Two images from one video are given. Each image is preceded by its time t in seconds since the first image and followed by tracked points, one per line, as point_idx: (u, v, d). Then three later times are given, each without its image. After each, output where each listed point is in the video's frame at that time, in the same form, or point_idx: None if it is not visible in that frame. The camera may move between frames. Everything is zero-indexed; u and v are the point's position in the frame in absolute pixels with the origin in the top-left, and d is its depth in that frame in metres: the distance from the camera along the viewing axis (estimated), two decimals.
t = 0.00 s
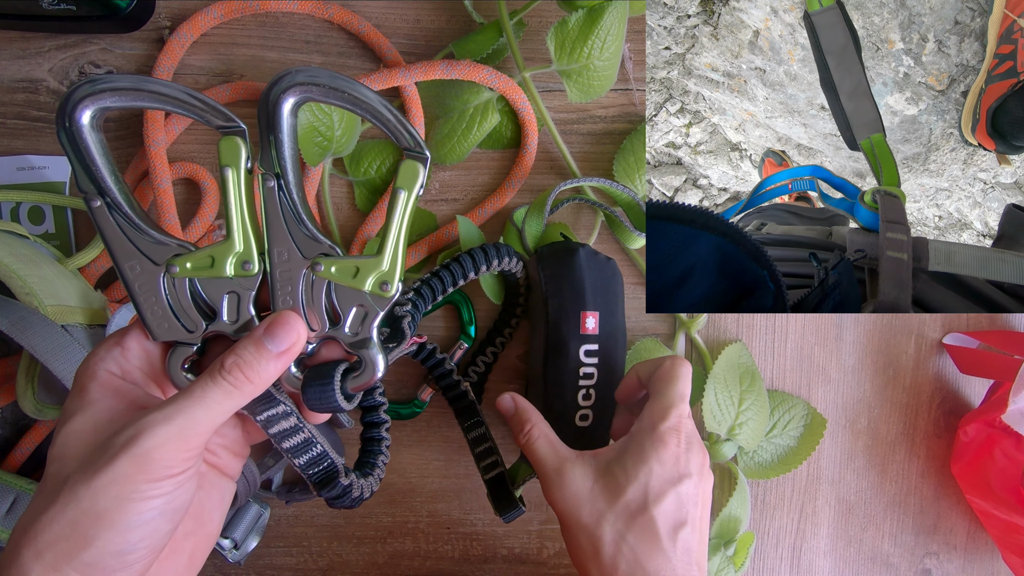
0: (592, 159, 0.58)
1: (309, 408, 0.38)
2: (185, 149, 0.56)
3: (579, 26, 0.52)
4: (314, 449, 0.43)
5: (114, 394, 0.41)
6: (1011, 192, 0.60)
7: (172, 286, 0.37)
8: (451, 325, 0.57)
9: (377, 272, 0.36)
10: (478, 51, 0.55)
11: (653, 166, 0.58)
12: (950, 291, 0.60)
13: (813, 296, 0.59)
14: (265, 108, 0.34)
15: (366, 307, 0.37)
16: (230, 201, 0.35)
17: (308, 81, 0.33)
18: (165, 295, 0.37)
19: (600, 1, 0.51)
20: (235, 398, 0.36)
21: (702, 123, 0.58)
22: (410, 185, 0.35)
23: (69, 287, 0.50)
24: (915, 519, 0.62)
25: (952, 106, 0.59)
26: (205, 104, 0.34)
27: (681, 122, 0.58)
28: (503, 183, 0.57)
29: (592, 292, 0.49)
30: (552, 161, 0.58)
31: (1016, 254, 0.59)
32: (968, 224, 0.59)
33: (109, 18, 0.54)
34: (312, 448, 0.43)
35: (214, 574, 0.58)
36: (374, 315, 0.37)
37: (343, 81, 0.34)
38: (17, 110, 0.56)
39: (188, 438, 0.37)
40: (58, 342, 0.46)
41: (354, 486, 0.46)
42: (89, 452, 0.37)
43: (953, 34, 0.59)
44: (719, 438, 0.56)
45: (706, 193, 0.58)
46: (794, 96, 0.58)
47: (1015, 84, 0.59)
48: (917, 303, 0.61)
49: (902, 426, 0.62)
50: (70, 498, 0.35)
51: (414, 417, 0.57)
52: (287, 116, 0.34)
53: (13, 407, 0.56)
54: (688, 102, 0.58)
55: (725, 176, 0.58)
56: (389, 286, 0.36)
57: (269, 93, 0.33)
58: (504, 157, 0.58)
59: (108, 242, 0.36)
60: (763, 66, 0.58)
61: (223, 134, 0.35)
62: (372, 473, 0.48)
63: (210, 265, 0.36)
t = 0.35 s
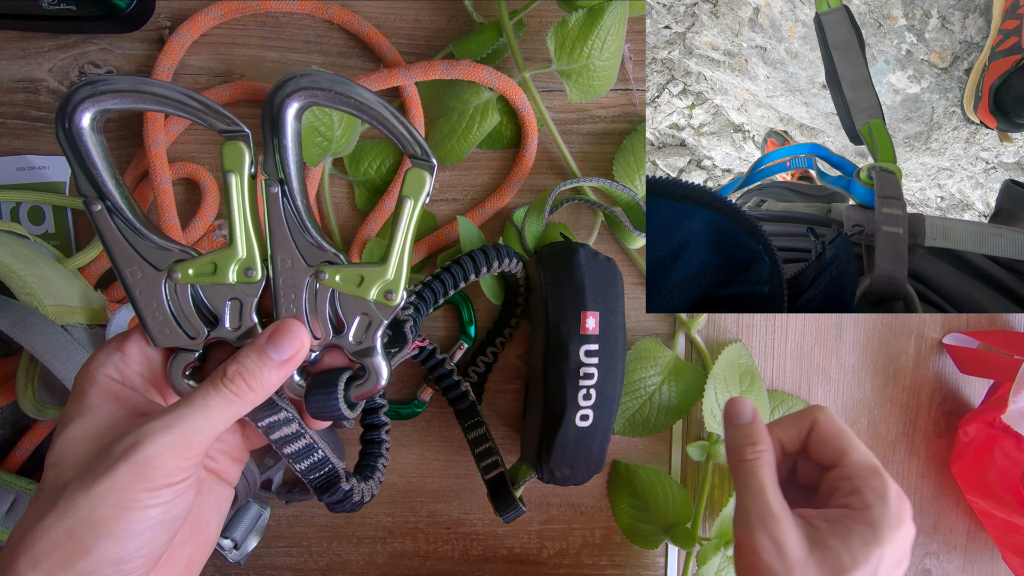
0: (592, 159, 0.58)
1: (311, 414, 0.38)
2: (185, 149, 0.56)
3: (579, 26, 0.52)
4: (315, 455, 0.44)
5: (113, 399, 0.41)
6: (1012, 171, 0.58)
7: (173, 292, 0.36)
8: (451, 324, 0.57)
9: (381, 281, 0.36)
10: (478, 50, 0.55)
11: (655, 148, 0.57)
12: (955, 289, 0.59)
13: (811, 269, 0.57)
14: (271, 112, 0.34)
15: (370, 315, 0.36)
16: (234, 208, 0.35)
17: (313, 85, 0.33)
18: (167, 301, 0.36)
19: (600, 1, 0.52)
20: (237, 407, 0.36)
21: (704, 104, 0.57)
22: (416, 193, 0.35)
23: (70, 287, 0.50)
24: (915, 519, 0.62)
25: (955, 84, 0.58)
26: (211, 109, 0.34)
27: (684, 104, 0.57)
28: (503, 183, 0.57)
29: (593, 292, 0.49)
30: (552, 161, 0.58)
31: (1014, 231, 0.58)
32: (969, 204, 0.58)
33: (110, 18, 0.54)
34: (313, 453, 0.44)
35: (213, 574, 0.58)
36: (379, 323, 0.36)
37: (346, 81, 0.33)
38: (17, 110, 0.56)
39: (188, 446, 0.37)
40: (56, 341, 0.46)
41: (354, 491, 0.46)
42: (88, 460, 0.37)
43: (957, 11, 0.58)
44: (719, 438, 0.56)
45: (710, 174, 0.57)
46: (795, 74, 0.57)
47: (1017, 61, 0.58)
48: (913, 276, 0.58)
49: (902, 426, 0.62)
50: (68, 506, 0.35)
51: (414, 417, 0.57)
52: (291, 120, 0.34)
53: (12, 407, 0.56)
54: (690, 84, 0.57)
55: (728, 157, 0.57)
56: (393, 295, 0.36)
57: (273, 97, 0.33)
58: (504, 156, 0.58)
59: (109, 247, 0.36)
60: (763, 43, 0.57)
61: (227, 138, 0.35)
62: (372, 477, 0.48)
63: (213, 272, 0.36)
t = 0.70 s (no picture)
0: (592, 159, 0.58)
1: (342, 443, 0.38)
2: (185, 149, 0.56)
3: (579, 26, 0.52)
4: (340, 479, 0.43)
5: (142, 429, 0.42)
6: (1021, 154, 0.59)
7: (203, 320, 0.37)
8: (451, 325, 0.57)
9: (414, 315, 0.36)
10: (478, 50, 0.55)
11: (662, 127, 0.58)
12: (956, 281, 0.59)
13: (832, 261, 0.58)
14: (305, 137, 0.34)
15: (402, 348, 0.37)
16: (266, 238, 0.35)
17: (353, 114, 0.33)
18: (196, 331, 0.37)
19: (600, 1, 0.52)
20: (268, 442, 0.37)
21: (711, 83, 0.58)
22: (453, 228, 0.36)
23: (70, 288, 0.50)
24: (915, 519, 0.62)
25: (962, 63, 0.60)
26: (238, 133, 0.34)
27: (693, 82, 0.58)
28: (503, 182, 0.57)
29: (593, 292, 0.49)
30: (552, 162, 0.58)
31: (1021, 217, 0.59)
32: (978, 183, 0.59)
33: (110, 19, 0.54)
34: (338, 477, 0.43)
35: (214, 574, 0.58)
36: (410, 357, 0.37)
37: (383, 111, 0.34)
38: (17, 110, 0.57)
39: (220, 482, 0.37)
40: (56, 342, 0.46)
41: (378, 512, 0.46)
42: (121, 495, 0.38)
43: None
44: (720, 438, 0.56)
45: (717, 153, 0.58)
46: (803, 48, 0.58)
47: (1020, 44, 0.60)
48: (951, 272, 0.59)
49: (902, 426, 0.62)
50: (100, 546, 0.35)
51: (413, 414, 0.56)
52: (326, 147, 0.34)
53: (12, 407, 0.56)
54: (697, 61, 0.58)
55: (736, 137, 0.58)
56: (427, 328, 0.37)
57: (309, 125, 0.34)
58: (504, 156, 0.58)
59: (138, 274, 0.36)
60: (771, 17, 0.58)
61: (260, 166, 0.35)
62: (391, 493, 0.47)
63: (244, 301, 0.36)
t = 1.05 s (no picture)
0: (592, 159, 0.58)
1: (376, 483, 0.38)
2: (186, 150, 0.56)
3: (579, 26, 0.52)
4: (365, 509, 0.42)
5: (172, 468, 0.42)
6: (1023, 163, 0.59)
7: (236, 358, 0.36)
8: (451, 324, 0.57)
9: (455, 360, 0.36)
10: (478, 51, 0.56)
11: (670, 136, 0.58)
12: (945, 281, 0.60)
13: (822, 263, 0.58)
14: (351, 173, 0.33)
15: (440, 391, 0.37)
16: (306, 277, 0.34)
17: (404, 156, 0.33)
18: (230, 367, 0.36)
19: (600, 1, 0.52)
20: (305, 485, 0.36)
21: (717, 94, 0.58)
22: (499, 274, 0.35)
23: (69, 286, 0.50)
24: (915, 518, 0.62)
25: (967, 71, 0.59)
26: (277, 165, 0.33)
27: (697, 93, 0.58)
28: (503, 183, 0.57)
29: (593, 291, 0.49)
30: (552, 162, 0.58)
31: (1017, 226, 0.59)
32: (984, 194, 0.59)
33: (110, 18, 0.54)
34: (364, 507, 0.42)
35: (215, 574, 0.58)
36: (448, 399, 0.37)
37: (437, 154, 0.34)
38: (17, 110, 0.57)
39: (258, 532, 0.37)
40: (56, 341, 0.46)
41: (400, 536, 0.44)
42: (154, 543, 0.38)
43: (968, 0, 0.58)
44: (720, 438, 0.56)
45: (724, 163, 0.58)
46: (804, 63, 0.58)
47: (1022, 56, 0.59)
48: (927, 272, 0.59)
49: (902, 426, 0.62)
50: None
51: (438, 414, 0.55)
52: (373, 188, 0.34)
53: (12, 407, 0.56)
54: (702, 73, 0.58)
55: (742, 147, 0.58)
56: (467, 373, 0.36)
57: (357, 162, 0.33)
58: (504, 156, 0.58)
59: (170, 308, 0.35)
60: (774, 31, 0.58)
61: (302, 203, 0.34)
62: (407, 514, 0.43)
63: (280, 340, 0.35)
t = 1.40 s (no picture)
0: (592, 159, 0.58)
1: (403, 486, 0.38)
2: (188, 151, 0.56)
3: (579, 26, 0.52)
4: (382, 507, 0.42)
5: (200, 463, 0.42)
6: None
7: (267, 355, 0.36)
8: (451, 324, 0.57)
9: (483, 364, 0.35)
10: (477, 51, 0.55)
11: (670, 158, 0.58)
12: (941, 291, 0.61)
13: (824, 284, 0.59)
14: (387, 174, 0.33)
15: (467, 394, 0.36)
16: (341, 275, 0.34)
17: (442, 161, 0.32)
18: (260, 364, 0.36)
19: (601, 1, 0.51)
20: (334, 484, 0.37)
21: (717, 116, 0.58)
22: (530, 280, 0.35)
23: (69, 286, 0.50)
24: (914, 518, 0.62)
25: (966, 96, 0.60)
26: (317, 167, 0.33)
27: (697, 115, 0.58)
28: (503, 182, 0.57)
29: (593, 291, 0.49)
30: (552, 161, 0.58)
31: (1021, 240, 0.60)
32: (987, 214, 0.60)
33: (110, 18, 0.54)
34: (381, 506, 0.42)
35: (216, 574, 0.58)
36: (474, 402, 0.37)
37: (473, 158, 0.33)
38: (17, 110, 0.57)
39: (285, 528, 0.38)
40: (56, 341, 0.46)
41: (416, 535, 0.44)
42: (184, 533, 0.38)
43: (968, 21, 0.59)
44: (720, 438, 0.56)
45: (724, 184, 0.58)
46: (804, 88, 0.59)
47: None
48: (928, 288, 0.61)
49: (902, 426, 0.62)
50: None
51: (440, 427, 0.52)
52: (410, 192, 0.33)
53: (12, 407, 0.56)
54: (703, 96, 0.58)
55: (742, 168, 0.59)
56: (495, 377, 0.36)
57: (395, 165, 0.32)
58: (504, 156, 0.58)
59: (204, 304, 0.35)
60: (773, 57, 0.59)
61: (339, 202, 0.34)
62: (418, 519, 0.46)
63: (312, 339, 0.35)
